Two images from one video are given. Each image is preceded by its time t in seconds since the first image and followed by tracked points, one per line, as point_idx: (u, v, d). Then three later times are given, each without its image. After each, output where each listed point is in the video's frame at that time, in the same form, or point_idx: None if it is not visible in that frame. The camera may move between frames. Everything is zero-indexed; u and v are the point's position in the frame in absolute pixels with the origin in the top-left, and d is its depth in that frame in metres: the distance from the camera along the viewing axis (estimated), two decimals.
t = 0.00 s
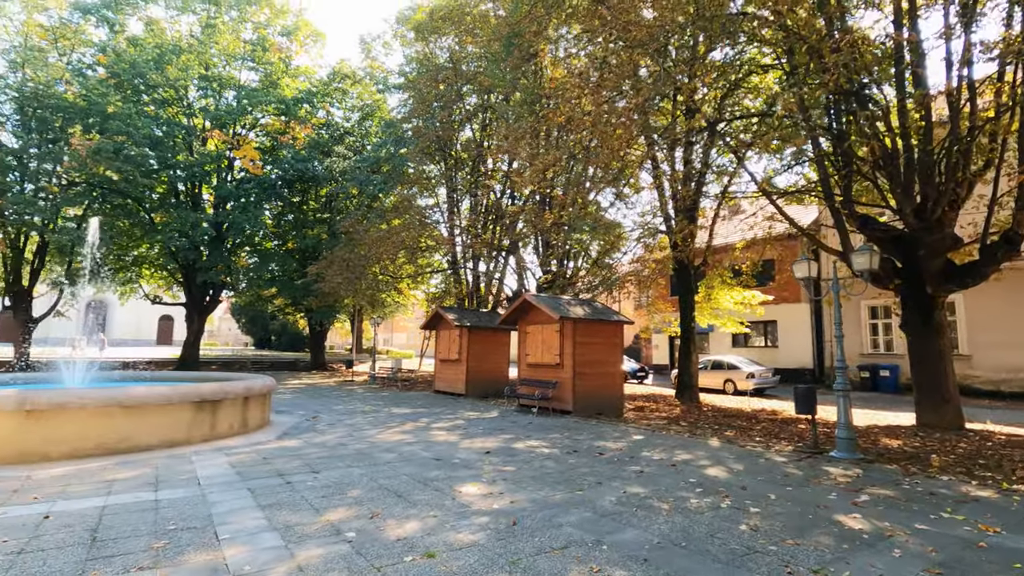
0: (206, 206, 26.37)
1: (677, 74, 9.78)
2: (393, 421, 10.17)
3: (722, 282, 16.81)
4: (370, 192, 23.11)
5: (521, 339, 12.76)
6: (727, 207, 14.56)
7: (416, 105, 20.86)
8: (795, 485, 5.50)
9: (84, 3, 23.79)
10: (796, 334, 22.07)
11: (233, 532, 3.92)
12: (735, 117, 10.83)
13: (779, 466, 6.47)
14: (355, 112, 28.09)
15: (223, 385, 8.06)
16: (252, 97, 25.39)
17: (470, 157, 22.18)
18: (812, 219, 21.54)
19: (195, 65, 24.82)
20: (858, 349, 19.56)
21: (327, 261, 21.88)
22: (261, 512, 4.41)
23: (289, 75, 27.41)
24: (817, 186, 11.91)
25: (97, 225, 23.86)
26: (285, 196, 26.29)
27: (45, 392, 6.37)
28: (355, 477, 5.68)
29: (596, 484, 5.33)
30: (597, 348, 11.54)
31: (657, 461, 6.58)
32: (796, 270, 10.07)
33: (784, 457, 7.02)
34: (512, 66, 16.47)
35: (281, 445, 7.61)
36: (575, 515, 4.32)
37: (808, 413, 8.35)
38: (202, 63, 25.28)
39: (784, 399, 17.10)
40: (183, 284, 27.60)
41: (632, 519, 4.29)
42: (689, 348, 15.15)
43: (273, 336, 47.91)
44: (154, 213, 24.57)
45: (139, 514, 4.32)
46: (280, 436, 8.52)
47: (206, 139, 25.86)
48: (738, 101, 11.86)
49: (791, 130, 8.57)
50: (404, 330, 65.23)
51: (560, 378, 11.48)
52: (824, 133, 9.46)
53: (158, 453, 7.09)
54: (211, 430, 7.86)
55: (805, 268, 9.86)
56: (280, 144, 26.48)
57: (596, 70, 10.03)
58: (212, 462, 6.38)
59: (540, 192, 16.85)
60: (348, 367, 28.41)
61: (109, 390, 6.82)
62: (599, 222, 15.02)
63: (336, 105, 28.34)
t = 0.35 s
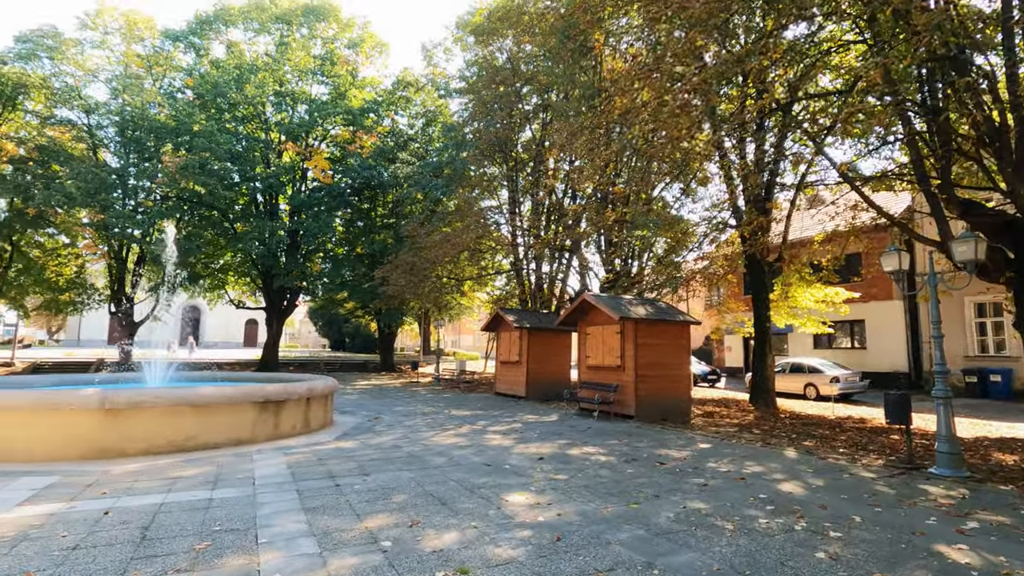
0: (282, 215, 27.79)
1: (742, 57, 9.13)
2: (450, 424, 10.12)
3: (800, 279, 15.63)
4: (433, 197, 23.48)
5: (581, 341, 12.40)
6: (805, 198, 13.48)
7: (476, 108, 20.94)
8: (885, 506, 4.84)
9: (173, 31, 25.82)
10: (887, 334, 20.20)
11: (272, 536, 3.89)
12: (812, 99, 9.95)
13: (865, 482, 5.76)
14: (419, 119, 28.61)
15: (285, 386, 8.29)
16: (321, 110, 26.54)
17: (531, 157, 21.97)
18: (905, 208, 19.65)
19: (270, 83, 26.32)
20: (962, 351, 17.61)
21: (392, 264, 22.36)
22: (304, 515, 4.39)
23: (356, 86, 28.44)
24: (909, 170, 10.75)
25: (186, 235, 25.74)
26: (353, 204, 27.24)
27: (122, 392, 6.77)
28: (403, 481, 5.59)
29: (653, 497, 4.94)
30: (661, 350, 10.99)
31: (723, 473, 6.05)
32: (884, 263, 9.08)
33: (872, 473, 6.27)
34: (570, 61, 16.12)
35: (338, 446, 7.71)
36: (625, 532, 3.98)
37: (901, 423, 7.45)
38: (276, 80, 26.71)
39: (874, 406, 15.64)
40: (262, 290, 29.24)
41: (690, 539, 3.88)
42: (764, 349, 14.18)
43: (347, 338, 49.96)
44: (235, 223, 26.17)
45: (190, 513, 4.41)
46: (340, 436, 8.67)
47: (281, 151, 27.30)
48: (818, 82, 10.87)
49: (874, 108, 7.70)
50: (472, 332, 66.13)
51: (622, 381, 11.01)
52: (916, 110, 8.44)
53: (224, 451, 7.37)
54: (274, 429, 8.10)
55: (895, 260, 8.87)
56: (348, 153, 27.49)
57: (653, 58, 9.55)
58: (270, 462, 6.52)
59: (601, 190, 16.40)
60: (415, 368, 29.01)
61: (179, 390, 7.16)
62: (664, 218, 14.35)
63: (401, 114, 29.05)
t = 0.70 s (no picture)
0: (348, 220, 28.77)
1: (811, 32, 8.44)
2: (505, 425, 9.96)
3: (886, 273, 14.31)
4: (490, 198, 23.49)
5: (640, 340, 11.92)
6: (890, 184, 12.29)
7: (532, 106, 20.76)
8: (990, 530, 4.18)
9: (245, 50, 27.38)
10: (990, 332, 18.18)
11: (310, 537, 3.85)
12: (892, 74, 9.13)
13: (965, 500, 5.05)
14: (477, 121, 28.71)
15: (340, 385, 8.41)
16: (383, 117, 27.40)
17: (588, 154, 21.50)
18: (1009, 190, 17.62)
19: (334, 93, 27.34)
20: None
21: (449, 265, 22.40)
22: (345, 517, 4.34)
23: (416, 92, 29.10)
24: (1014, 146, 9.51)
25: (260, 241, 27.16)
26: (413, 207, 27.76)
27: (187, 390, 7.08)
28: (448, 484, 5.47)
29: (713, 510, 4.53)
30: (726, 350, 10.33)
31: (795, 484, 5.51)
32: (984, 251, 8.06)
33: (973, 489, 5.51)
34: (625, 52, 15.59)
35: (390, 446, 7.72)
36: (678, 548, 3.63)
37: (1008, 432, 6.54)
38: (340, 90, 27.70)
39: (974, 413, 14.07)
40: (330, 293, 30.42)
41: (752, 559, 3.48)
42: (844, 350, 13.07)
43: (412, 339, 51.18)
44: (304, 229, 27.36)
45: (238, 510, 4.47)
46: (394, 436, 8.71)
47: (345, 159, 28.27)
48: (897, 56, 9.95)
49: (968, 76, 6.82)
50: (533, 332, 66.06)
51: (684, 383, 10.46)
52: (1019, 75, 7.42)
53: (282, 448, 7.56)
54: (330, 428, 8.24)
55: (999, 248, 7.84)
56: (408, 158, 28.05)
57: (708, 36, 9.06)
58: (323, 461, 6.59)
59: (662, 183, 15.77)
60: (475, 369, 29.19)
61: (240, 388, 7.42)
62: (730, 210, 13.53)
63: (459, 117, 29.32)
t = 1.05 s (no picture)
0: (415, 224, 29.42)
1: None
2: (564, 427, 9.67)
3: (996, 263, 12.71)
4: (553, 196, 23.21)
5: (709, 339, 11.25)
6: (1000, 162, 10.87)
7: (594, 100, 20.20)
8: None
9: (317, 63, 28.65)
10: None
11: (348, 540, 3.79)
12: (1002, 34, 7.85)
13: None
14: (540, 120, 28.40)
15: (397, 384, 8.47)
16: (446, 120, 27.72)
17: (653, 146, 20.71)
18: None
19: (399, 100, 28.07)
20: None
21: (512, 266, 22.30)
22: (386, 519, 4.25)
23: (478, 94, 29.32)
24: None
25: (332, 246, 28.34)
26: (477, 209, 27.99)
27: (251, 388, 7.36)
28: (496, 488, 5.27)
29: (783, 528, 4.05)
30: (804, 349, 9.51)
31: (884, 501, 4.86)
32: None
33: None
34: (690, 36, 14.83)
35: (445, 446, 7.66)
36: (739, 572, 3.23)
37: None
38: (405, 96, 28.40)
39: None
40: (399, 294, 31.27)
41: None
42: (946, 350, 11.72)
43: (479, 339, 51.77)
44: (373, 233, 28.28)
45: (284, 508, 4.50)
46: (451, 436, 8.66)
47: (411, 163, 28.94)
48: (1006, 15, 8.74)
49: None
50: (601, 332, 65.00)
51: (757, 386, 9.74)
52: None
53: (340, 446, 7.69)
54: (387, 427, 8.32)
55: None
56: (471, 160, 28.31)
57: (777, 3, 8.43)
58: (376, 461, 6.59)
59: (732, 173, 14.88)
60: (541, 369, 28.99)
61: (301, 387, 7.62)
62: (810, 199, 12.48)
63: (521, 117, 29.23)
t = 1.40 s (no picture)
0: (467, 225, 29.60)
1: None
2: (612, 431, 9.32)
3: None
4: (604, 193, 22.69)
5: (770, 339, 10.56)
6: None
7: (645, 93, 19.29)
8: None
9: (370, 71, 29.39)
10: None
11: (371, 547, 3.69)
12: None
13: None
14: (591, 117, 27.80)
15: (440, 386, 8.40)
16: (495, 121, 27.74)
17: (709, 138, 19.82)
18: None
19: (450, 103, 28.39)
20: None
21: (562, 266, 21.95)
22: (413, 526, 4.12)
23: (528, 94, 29.19)
24: None
25: (387, 248, 28.97)
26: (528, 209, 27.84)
27: (297, 388, 7.50)
28: (531, 494, 5.06)
29: (846, 552, 3.60)
30: (877, 350, 8.71)
31: (971, 524, 4.27)
32: None
33: None
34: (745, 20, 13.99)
35: (486, 449, 7.51)
36: None
37: None
38: (456, 99, 28.67)
39: None
40: (452, 296, 31.59)
41: None
42: None
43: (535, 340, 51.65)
44: (426, 235, 28.71)
45: (315, 511, 4.47)
46: (494, 438, 8.51)
47: (462, 166, 29.16)
48: None
49: None
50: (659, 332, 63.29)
51: (823, 389, 9.03)
52: None
53: (383, 447, 7.70)
54: (430, 429, 8.27)
55: None
56: (521, 160, 28.16)
57: None
58: (415, 463, 6.53)
59: (794, 162, 13.97)
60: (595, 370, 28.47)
61: (344, 387, 7.69)
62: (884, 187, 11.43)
63: (572, 114, 28.81)
